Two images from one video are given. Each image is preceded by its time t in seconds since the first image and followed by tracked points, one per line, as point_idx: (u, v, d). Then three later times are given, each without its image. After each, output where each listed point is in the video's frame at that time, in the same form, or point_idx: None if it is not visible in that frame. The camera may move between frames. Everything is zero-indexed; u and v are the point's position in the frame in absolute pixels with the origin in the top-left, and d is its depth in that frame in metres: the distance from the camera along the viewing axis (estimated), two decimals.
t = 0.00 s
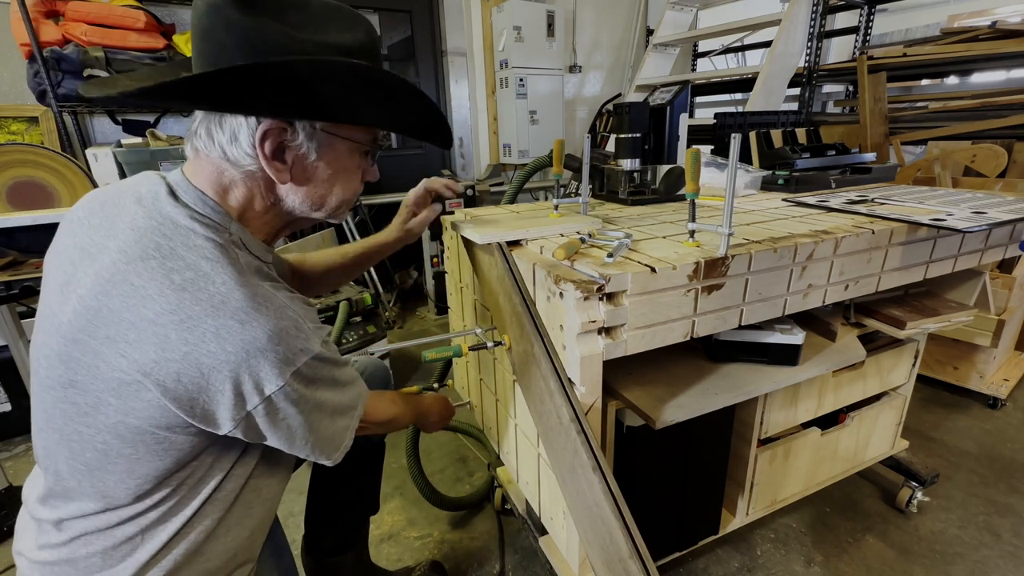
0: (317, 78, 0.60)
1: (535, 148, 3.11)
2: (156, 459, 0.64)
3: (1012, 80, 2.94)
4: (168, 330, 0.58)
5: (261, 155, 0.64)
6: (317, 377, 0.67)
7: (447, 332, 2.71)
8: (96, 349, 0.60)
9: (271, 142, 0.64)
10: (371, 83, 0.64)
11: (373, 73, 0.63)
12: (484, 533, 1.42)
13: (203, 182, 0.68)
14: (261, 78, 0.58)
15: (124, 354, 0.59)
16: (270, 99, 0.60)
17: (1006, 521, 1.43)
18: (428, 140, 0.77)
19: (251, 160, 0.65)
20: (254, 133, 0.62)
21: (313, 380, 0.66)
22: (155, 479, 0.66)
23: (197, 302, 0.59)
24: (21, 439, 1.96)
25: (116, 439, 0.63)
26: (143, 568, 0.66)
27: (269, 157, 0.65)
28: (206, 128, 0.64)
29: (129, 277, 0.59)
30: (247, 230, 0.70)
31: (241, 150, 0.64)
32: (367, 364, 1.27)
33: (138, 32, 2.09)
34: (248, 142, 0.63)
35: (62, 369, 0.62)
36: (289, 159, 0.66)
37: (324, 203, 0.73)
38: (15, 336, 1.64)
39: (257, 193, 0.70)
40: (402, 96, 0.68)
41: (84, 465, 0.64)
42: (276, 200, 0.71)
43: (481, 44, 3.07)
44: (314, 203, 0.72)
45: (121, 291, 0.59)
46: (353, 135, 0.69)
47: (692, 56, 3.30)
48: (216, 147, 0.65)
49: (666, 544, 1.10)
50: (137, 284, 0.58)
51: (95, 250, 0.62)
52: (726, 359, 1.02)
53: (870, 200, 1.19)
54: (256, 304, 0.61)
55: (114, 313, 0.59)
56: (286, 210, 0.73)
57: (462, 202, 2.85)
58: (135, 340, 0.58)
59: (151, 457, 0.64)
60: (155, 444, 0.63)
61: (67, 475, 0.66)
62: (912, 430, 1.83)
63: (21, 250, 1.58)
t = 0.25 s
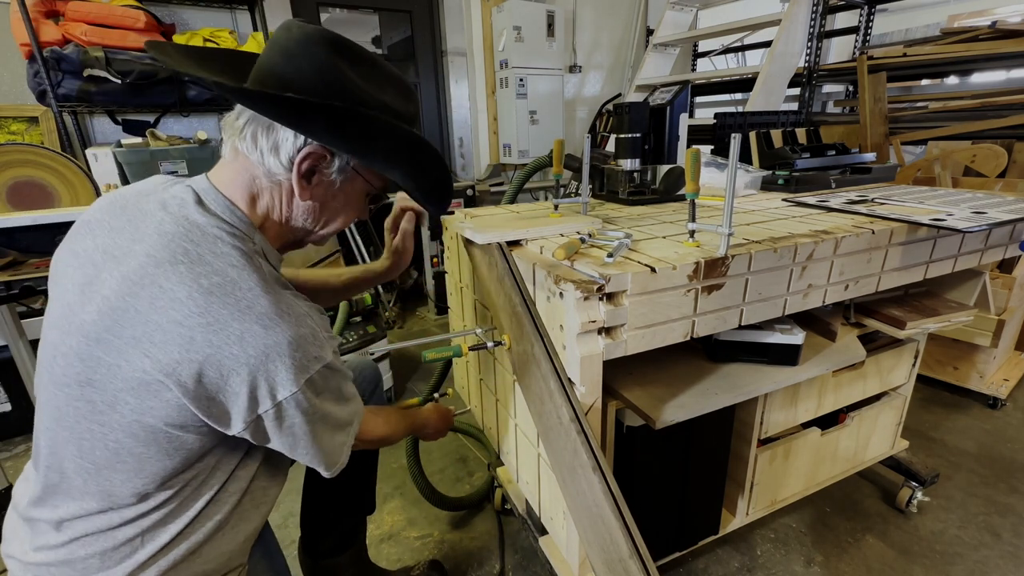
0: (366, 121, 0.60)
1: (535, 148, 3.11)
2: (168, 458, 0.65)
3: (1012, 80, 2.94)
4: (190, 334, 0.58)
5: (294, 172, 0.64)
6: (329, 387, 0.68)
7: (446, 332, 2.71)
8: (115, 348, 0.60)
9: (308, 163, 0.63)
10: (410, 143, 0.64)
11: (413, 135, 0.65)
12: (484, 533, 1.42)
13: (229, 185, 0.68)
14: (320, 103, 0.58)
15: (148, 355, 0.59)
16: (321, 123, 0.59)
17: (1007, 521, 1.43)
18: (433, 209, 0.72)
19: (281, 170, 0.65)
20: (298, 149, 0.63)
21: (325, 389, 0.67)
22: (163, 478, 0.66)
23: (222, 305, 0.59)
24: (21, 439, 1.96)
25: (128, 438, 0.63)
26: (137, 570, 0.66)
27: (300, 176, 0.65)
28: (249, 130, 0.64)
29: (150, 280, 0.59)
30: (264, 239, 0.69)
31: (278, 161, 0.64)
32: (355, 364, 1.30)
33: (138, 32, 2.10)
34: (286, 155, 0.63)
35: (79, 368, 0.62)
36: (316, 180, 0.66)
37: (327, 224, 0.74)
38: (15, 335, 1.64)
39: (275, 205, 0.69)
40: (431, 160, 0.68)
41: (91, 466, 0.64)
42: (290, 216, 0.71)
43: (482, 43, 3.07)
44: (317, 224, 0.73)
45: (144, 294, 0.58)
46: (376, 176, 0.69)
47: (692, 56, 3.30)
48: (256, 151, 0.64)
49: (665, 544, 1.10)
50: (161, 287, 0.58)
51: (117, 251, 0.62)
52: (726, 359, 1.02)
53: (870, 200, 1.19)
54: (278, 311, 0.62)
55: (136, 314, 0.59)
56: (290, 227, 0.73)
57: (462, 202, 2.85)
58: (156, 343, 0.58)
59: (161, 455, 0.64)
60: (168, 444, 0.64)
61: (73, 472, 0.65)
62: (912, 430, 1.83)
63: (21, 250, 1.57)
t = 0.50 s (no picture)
0: (247, 88, 0.54)
1: (535, 148, 3.11)
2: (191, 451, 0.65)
3: (1012, 80, 2.94)
4: (161, 381, 0.56)
5: (200, 154, 0.60)
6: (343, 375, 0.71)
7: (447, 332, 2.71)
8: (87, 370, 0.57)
9: (210, 142, 0.59)
10: (311, 115, 0.55)
11: (318, 106, 0.56)
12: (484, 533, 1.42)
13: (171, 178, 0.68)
14: (194, 74, 0.53)
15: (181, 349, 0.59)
16: (198, 92, 0.53)
17: (1006, 521, 1.43)
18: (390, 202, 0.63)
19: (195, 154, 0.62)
20: (198, 126, 0.59)
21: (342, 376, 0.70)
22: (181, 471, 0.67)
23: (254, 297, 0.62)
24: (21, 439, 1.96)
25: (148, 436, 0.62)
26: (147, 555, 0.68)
27: (207, 157, 0.60)
28: (173, 117, 0.63)
29: (129, 316, 0.56)
30: (192, 234, 0.67)
31: (191, 145, 0.62)
32: (387, 375, 1.25)
33: (139, 32, 2.09)
34: (194, 136, 0.60)
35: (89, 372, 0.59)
36: (228, 163, 0.61)
37: (264, 221, 0.66)
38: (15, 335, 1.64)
39: (204, 196, 0.66)
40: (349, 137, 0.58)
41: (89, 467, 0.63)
42: (220, 210, 0.66)
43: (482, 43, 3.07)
44: (250, 218, 0.65)
45: (123, 328, 0.56)
46: (298, 156, 0.60)
47: (692, 56, 3.30)
48: (178, 137, 0.63)
49: (665, 544, 1.10)
50: (143, 327, 0.56)
51: (102, 266, 0.59)
52: (726, 359, 1.02)
53: (870, 200, 1.19)
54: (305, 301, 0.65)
55: (111, 345, 0.56)
56: (227, 224, 0.67)
57: (462, 202, 2.85)
58: (126, 379, 0.56)
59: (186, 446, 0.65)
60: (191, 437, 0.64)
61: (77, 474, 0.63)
62: (912, 430, 1.83)
63: (21, 250, 1.56)
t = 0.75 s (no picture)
0: (277, 114, 0.55)
1: (535, 148, 3.11)
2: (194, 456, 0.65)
3: (1013, 80, 2.94)
4: (177, 390, 0.56)
5: (228, 168, 0.60)
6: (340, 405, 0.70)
7: (447, 332, 2.71)
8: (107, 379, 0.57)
9: (240, 157, 0.60)
10: (340, 141, 0.56)
11: (346, 132, 0.56)
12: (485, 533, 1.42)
13: (197, 187, 0.68)
14: (226, 96, 0.54)
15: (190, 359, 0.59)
16: (231, 115, 0.54)
17: (1006, 521, 1.43)
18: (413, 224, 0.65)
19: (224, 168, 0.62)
20: (228, 141, 0.59)
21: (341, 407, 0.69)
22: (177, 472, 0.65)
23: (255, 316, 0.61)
24: (21, 439, 1.96)
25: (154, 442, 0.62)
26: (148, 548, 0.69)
27: (235, 173, 0.61)
28: (203, 130, 0.64)
29: (146, 325, 0.56)
30: (215, 243, 0.67)
31: (220, 157, 0.62)
32: (415, 388, 1.25)
33: (139, 32, 2.08)
34: (223, 150, 0.60)
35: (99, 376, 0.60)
36: (255, 179, 0.61)
37: (287, 235, 0.66)
38: (15, 335, 1.64)
39: (229, 207, 0.66)
40: (376, 164, 0.58)
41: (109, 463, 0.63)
42: (245, 222, 0.66)
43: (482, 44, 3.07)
44: (274, 231, 0.65)
45: (139, 337, 0.56)
46: (324, 177, 0.60)
47: (692, 56, 3.30)
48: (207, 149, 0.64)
49: (665, 544, 1.10)
50: (158, 334, 0.56)
51: (126, 273, 0.60)
52: (726, 359, 1.02)
53: (870, 200, 1.19)
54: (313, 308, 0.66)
55: (128, 354, 0.57)
56: (250, 235, 0.67)
57: (462, 202, 2.85)
58: (142, 389, 0.56)
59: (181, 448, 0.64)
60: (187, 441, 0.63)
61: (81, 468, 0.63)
62: (912, 430, 1.82)
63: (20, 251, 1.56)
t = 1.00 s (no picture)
0: (295, 121, 0.55)
1: (535, 148, 3.11)
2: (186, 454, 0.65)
3: (1012, 80, 2.94)
4: (165, 386, 0.56)
5: (245, 176, 0.61)
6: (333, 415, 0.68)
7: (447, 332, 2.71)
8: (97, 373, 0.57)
9: (257, 166, 0.60)
10: (355, 147, 0.57)
11: (361, 138, 0.57)
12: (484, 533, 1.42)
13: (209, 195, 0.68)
14: (243, 105, 0.54)
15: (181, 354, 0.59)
16: (249, 125, 0.54)
17: (1007, 521, 1.43)
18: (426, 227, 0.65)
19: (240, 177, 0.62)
20: (245, 151, 0.59)
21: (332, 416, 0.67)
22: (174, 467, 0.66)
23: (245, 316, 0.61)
24: (21, 439, 1.96)
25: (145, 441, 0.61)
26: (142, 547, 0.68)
27: (252, 180, 0.61)
28: (219, 140, 0.64)
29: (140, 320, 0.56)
30: (223, 249, 0.67)
31: (236, 167, 0.61)
32: (415, 390, 1.24)
33: (138, 32, 2.08)
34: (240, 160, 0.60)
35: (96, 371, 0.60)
36: (272, 186, 0.62)
37: (303, 241, 0.66)
38: (15, 335, 1.64)
39: (242, 215, 0.66)
40: (391, 169, 0.59)
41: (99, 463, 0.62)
42: (259, 229, 0.66)
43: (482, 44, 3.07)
44: (290, 238, 0.65)
45: (133, 331, 0.56)
46: (339, 184, 0.61)
47: (692, 56, 3.30)
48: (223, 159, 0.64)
49: (665, 544, 1.10)
50: (152, 327, 0.56)
51: (126, 269, 0.60)
52: (726, 359, 1.02)
53: (870, 200, 1.19)
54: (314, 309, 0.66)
55: (119, 348, 0.57)
56: (265, 241, 0.67)
57: (462, 202, 2.85)
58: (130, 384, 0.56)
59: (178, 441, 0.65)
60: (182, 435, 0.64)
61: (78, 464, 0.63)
62: (912, 430, 1.82)
63: (21, 250, 1.56)
